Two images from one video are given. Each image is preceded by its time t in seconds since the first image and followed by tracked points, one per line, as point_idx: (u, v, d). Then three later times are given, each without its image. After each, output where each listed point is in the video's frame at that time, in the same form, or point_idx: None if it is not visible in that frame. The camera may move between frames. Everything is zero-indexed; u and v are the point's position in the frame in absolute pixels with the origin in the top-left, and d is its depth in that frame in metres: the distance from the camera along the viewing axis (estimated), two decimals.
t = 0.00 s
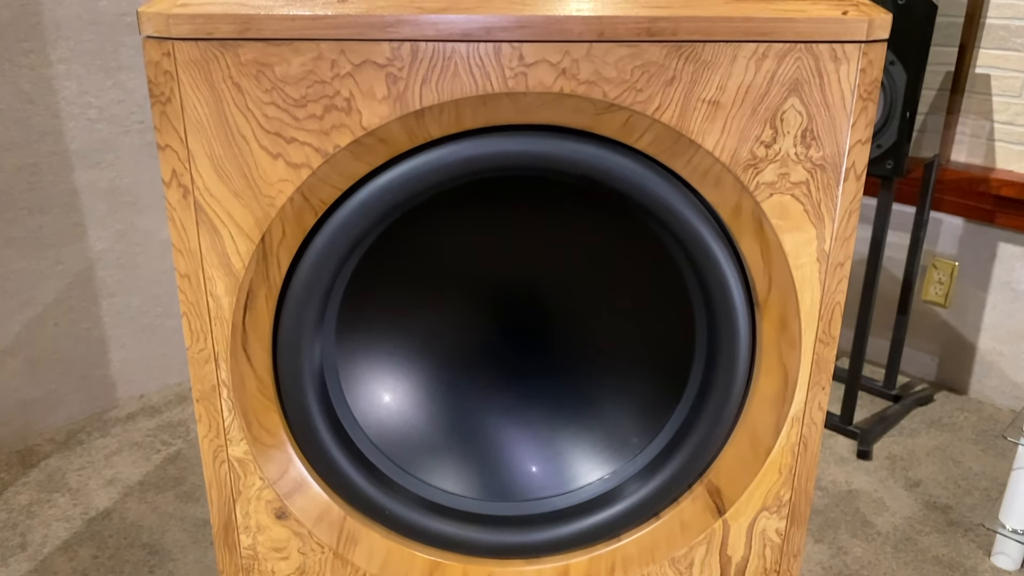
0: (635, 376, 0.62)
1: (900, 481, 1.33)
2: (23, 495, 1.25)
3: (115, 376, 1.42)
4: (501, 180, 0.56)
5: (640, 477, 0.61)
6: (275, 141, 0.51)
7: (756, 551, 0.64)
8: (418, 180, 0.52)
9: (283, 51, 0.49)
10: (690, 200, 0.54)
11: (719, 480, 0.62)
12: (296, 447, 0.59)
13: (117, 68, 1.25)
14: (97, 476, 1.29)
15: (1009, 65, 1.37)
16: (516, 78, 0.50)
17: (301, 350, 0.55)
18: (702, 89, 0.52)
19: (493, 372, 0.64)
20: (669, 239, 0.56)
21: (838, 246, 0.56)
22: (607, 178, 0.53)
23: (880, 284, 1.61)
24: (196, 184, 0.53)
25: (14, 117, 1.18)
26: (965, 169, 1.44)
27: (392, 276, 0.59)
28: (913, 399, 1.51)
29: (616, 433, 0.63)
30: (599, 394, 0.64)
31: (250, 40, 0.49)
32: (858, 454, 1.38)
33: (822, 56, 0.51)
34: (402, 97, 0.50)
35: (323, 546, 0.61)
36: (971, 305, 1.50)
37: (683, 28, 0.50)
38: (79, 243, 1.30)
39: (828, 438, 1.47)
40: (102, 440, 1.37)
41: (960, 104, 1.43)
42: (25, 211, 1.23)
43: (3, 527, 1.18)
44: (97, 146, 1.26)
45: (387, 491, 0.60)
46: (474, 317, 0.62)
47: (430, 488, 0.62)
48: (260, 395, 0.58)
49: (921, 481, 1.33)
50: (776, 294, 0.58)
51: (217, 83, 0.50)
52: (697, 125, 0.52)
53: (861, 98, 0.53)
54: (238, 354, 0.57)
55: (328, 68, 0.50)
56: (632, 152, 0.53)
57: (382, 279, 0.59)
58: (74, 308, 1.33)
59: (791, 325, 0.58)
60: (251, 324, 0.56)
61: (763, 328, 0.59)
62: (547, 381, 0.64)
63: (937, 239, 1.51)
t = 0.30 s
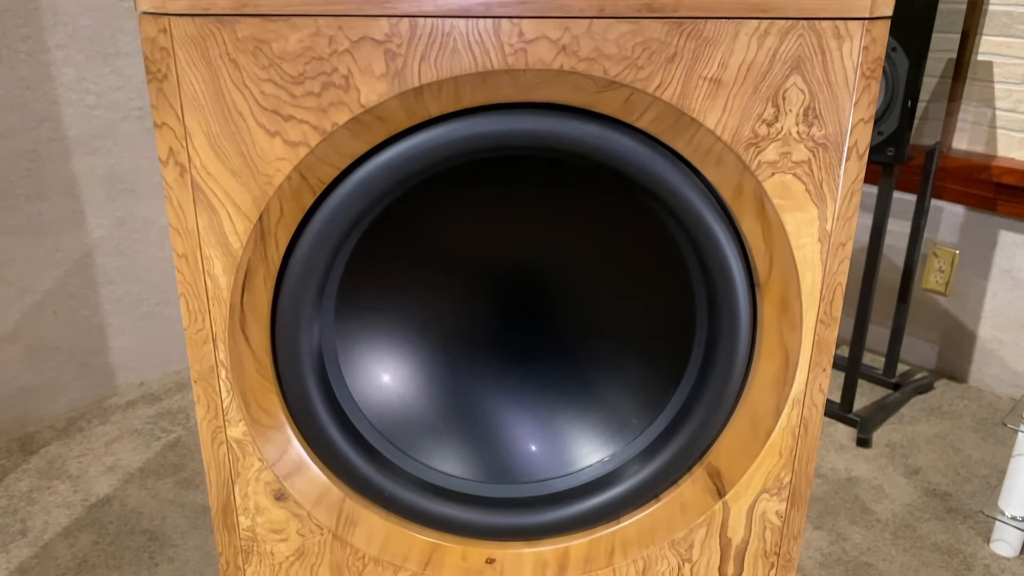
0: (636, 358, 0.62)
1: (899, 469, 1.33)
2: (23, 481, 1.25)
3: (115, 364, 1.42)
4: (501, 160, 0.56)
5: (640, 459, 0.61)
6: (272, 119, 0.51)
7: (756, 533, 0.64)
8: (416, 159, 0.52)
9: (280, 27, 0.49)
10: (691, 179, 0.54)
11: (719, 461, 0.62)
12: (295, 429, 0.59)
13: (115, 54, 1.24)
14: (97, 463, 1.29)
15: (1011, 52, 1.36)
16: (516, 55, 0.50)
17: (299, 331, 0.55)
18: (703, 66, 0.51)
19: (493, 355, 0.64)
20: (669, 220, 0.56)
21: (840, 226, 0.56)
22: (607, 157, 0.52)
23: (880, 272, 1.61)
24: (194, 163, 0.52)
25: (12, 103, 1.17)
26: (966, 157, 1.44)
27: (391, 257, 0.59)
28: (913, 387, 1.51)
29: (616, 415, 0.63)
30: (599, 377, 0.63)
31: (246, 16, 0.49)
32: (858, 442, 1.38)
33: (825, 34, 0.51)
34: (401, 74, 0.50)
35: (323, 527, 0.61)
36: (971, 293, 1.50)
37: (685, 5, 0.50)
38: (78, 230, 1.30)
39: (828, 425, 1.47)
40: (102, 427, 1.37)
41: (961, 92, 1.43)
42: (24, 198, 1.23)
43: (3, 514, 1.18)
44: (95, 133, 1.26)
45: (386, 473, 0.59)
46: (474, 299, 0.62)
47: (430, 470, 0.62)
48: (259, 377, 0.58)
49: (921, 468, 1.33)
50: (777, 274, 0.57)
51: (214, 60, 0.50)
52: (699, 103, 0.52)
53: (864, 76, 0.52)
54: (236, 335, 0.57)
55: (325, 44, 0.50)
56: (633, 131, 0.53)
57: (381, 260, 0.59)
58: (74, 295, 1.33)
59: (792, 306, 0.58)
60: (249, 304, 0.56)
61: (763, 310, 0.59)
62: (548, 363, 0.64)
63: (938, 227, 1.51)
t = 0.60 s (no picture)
0: (637, 340, 0.62)
1: (899, 457, 1.33)
2: (24, 469, 1.25)
3: (116, 352, 1.42)
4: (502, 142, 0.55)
5: (641, 443, 0.61)
6: (272, 98, 0.51)
7: (757, 516, 0.64)
8: (416, 140, 0.51)
9: (280, 6, 0.49)
10: (693, 160, 0.53)
11: (720, 445, 0.62)
12: (295, 412, 0.59)
13: (114, 40, 1.23)
14: (98, 450, 1.29)
15: (1015, 39, 1.36)
16: (517, 34, 0.50)
17: (299, 313, 0.55)
18: (706, 45, 0.51)
19: (494, 337, 0.64)
20: (671, 202, 0.55)
21: (842, 208, 0.56)
22: (609, 138, 0.52)
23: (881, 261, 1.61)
24: (193, 143, 0.52)
25: (11, 89, 1.17)
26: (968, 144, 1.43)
27: (391, 239, 0.59)
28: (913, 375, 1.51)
29: (617, 399, 0.63)
30: (600, 359, 0.63)
31: None
32: (858, 430, 1.39)
33: (828, 13, 0.51)
34: (401, 53, 0.50)
35: (323, 510, 0.61)
36: (972, 281, 1.50)
37: None
38: (77, 217, 1.30)
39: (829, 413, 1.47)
40: (103, 415, 1.37)
41: (964, 79, 1.42)
42: (23, 185, 1.22)
43: (5, 500, 1.18)
44: (94, 120, 1.25)
45: (386, 456, 0.59)
46: (475, 281, 0.62)
47: (430, 453, 0.61)
48: (259, 360, 0.58)
49: (921, 456, 1.33)
50: (779, 257, 0.57)
51: (213, 39, 0.50)
52: (701, 83, 0.52)
53: (868, 56, 0.52)
54: (236, 318, 0.56)
55: (325, 23, 0.49)
56: (635, 112, 0.53)
57: (381, 242, 0.58)
58: (74, 283, 1.33)
59: (795, 288, 0.58)
60: (248, 286, 0.55)
61: (765, 292, 0.58)
62: (549, 345, 0.64)
63: (939, 216, 1.51)
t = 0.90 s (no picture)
0: (637, 324, 0.62)
1: (899, 445, 1.33)
2: (26, 456, 1.25)
3: (116, 340, 1.42)
4: (503, 125, 0.55)
5: (642, 427, 0.61)
6: (271, 80, 0.51)
7: (758, 501, 0.64)
8: (417, 122, 0.51)
9: None
10: (695, 143, 0.53)
11: (721, 429, 0.62)
12: (295, 396, 0.59)
13: (113, 27, 1.23)
14: (99, 438, 1.30)
15: (1018, 27, 1.35)
16: (518, 15, 0.50)
17: (300, 296, 0.55)
18: (709, 27, 0.51)
19: (495, 321, 0.64)
20: (674, 186, 0.55)
21: (845, 191, 0.55)
22: (611, 120, 0.52)
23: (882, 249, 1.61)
24: (192, 125, 0.52)
25: (10, 76, 1.16)
26: (970, 133, 1.43)
27: (391, 221, 0.58)
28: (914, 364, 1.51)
29: (617, 383, 0.63)
30: (601, 344, 0.63)
31: None
32: (857, 418, 1.39)
33: None
34: (401, 34, 0.50)
35: (324, 494, 0.61)
36: (973, 270, 1.49)
37: None
38: (77, 205, 1.29)
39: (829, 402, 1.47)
40: (104, 402, 1.38)
41: (967, 67, 1.41)
42: (23, 173, 1.22)
43: (6, 488, 1.19)
44: (94, 108, 1.25)
45: (387, 440, 0.59)
46: (475, 265, 0.62)
47: (431, 437, 0.61)
48: (259, 343, 0.57)
49: (920, 445, 1.33)
50: (781, 240, 0.57)
51: (212, 19, 0.50)
52: (704, 65, 0.52)
53: (871, 38, 0.52)
54: (236, 301, 0.56)
55: (325, 3, 0.49)
56: (637, 94, 0.52)
57: (381, 225, 0.58)
58: (74, 271, 1.33)
59: (796, 272, 0.57)
60: (249, 269, 0.55)
61: (767, 276, 0.58)
62: (549, 329, 0.64)
63: (941, 204, 1.50)
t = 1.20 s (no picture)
0: (638, 307, 0.62)
1: (900, 433, 1.33)
2: (27, 443, 1.25)
3: (117, 327, 1.42)
4: (503, 105, 0.54)
5: (643, 411, 0.61)
6: (270, 59, 0.50)
7: (758, 484, 0.64)
8: (417, 102, 0.51)
9: None
10: (697, 124, 0.53)
11: (722, 413, 0.62)
12: (295, 379, 0.58)
13: (112, 13, 1.22)
14: (100, 425, 1.30)
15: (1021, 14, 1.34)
16: None
17: (299, 277, 0.54)
18: (711, 6, 0.51)
19: (495, 304, 0.63)
20: (675, 168, 0.55)
21: (847, 172, 0.55)
22: (612, 101, 0.51)
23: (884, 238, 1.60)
24: (191, 105, 0.52)
25: (9, 63, 1.16)
26: (972, 121, 1.42)
27: (391, 203, 0.58)
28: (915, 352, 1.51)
29: (618, 366, 0.63)
30: (602, 327, 0.63)
31: None
32: (858, 406, 1.39)
33: None
34: (401, 13, 0.50)
35: (324, 476, 0.61)
36: (975, 258, 1.49)
37: None
38: (77, 192, 1.29)
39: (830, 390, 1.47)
40: (105, 390, 1.38)
41: (970, 54, 1.41)
42: (23, 160, 1.22)
43: (8, 475, 1.19)
44: (93, 94, 1.25)
45: (388, 424, 0.59)
46: (475, 247, 0.61)
47: (431, 420, 0.61)
48: (259, 325, 0.57)
49: (921, 433, 1.33)
50: (783, 223, 0.57)
51: None
52: (706, 45, 0.52)
53: (875, 17, 0.51)
54: (236, 282, 0.56)
55: None
56: (638, 74, 0.52)
57: (382, 208, 0.58)
58: (75, 258, 1.33)
59: (798, 255, 0.57)
60: (248, 251, 0.55)
61: (769, 259, 0.58)
62: (550, 312, 0.64)
63: (943, 193, 1.50)
